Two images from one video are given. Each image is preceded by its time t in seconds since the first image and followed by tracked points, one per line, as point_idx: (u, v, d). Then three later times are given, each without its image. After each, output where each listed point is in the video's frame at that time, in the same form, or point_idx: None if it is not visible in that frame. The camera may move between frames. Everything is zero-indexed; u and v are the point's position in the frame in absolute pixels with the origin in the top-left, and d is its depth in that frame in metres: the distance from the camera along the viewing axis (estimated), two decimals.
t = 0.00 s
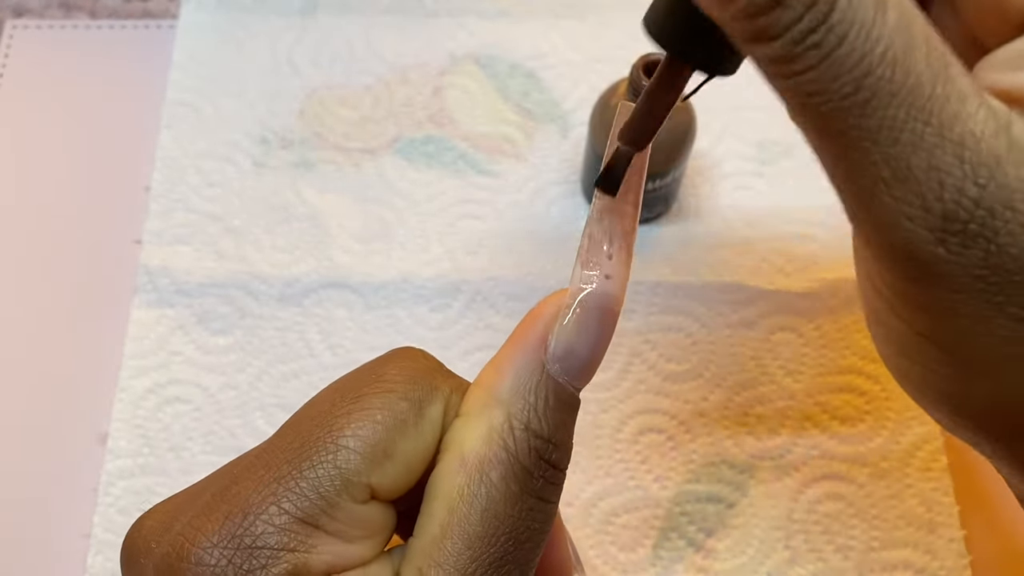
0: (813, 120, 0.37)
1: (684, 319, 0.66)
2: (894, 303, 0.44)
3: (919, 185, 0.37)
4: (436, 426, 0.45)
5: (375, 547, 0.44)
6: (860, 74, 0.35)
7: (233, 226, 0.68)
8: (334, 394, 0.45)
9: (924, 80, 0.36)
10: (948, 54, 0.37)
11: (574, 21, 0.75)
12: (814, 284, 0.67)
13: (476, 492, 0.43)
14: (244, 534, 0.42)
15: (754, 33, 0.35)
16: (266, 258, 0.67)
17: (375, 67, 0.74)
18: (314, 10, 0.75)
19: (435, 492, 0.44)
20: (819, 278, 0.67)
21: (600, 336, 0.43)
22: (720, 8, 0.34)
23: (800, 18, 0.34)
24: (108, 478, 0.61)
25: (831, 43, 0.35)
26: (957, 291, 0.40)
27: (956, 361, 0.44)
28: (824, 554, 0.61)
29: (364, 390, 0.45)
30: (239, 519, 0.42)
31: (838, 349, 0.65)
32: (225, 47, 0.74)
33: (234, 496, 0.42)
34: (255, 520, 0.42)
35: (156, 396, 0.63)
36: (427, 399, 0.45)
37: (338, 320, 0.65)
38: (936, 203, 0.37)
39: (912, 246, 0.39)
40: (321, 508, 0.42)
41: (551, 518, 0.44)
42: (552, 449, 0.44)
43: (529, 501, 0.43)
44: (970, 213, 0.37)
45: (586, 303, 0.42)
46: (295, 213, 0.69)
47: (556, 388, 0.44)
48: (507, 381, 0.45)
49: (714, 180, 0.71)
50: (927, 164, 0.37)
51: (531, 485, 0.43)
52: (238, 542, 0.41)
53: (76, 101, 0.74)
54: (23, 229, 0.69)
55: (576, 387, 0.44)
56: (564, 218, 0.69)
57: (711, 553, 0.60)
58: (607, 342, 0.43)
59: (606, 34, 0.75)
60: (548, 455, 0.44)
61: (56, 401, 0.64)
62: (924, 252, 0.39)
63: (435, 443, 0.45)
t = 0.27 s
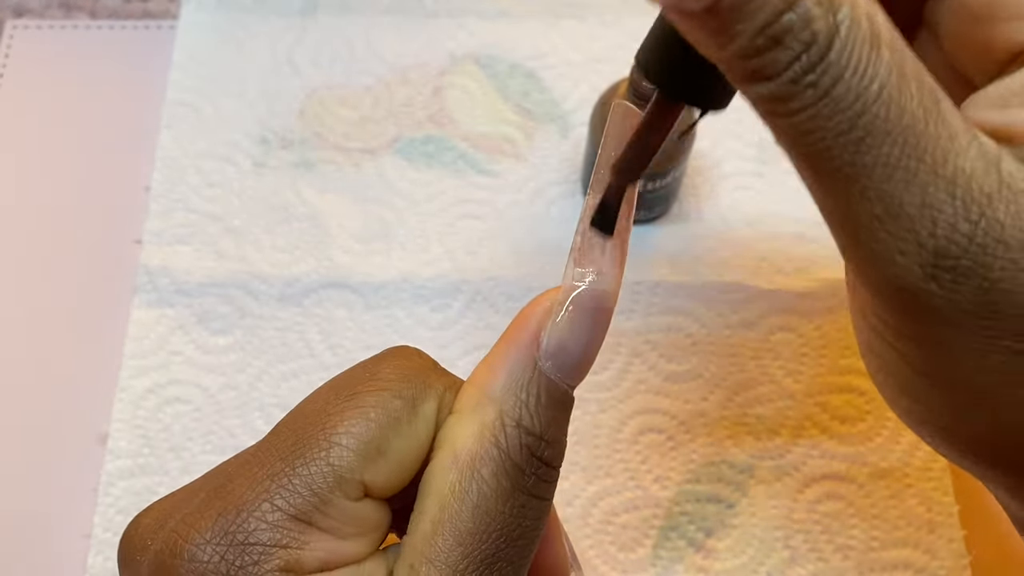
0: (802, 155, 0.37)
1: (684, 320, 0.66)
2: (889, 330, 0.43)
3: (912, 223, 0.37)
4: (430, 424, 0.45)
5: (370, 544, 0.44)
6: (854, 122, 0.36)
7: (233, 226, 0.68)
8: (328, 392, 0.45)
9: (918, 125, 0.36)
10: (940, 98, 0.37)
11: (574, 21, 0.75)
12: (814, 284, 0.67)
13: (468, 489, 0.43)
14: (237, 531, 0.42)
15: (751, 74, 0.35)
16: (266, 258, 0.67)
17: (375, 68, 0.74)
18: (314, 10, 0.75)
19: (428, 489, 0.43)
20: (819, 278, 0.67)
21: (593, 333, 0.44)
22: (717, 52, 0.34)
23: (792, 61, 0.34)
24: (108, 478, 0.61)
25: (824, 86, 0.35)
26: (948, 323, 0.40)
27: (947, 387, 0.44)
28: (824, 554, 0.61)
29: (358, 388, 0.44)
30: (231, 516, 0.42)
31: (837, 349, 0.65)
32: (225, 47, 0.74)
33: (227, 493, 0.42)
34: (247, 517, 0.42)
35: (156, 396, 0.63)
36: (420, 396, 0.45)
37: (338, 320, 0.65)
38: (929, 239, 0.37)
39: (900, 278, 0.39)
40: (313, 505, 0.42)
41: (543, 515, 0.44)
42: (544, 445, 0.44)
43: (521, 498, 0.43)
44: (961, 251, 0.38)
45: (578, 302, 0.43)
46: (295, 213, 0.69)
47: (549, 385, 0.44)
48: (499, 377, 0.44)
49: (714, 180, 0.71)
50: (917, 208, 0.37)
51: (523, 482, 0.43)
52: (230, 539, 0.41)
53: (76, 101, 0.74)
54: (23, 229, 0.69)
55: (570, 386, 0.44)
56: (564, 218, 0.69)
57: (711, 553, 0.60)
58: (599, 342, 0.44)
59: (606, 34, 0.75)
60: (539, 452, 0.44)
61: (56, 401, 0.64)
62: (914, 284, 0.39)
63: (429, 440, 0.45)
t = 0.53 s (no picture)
0: (822, 190, 0.35)
1: (685, 319, 0.66)
2: (901, 375, 0.41)
3: (939, 256, 0.35)
4: (417, 418, 0.45)
5: (358, 538, 0.44)
6: (880, 151, 0.34)
7: (233, 226, 0.68)
8: (317, 388, 0.45)
9: (944, 156, 0.34)
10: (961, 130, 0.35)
11: (573, 21, 0.75)
12: (814, 283, 0.67)
13: (448, 483, 0.42)
14: (224, 523, 0.42)
15: (770, 103, 0.33)
16: (266, 258, 0.67)
17: (375, 68, 0.74)
18: (314, 10, 0.75)
19: (411, 483, 0.43)
20: (818, 277, 0.67)
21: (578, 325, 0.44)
22: (734, 81, 0.33)
23: (819, 89, 0.33)
24: (108, 478, 0.61)
25: (851, 113, 0.33)
26: (978, 361, 0.38)
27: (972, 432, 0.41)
28: (824, 553, 0.61)
29: (347, 383, 0.45)
30: (219, 509, 0.42)
31: (837, 348, 0.65)
32: (225, 47, 0.74)
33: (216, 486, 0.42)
34: (234, 510, 0.42)
35: (156, 396, 0.63)
36: (407, 390, 0.45)
37: (338, 320, 0.65)
38: (962, 271, 0.35)
39: (929, 317, 0.36)
40: (300, 497, 0.42)
41: (527, 508, 0.43)
42: (526, 438, 0.43)
43: (502, 490, 0.42)
44: (994, 285, 0.35)
45: (561, 296, 0.43)
46: (295, 213, 0.69)
47: (531, 378, 0.43)
48: (483, 371, 0.44)
49: (714, 180, 0.71)
50: (944, 240, 0.34)
51: (504, 474, 0.42)
52: (217, 531, 0.41)
53: (76, 101, 0.74)
54: (23, 229, 0.69)
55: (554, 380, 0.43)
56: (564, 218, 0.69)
57: (711, 553, 0.60)
58: (585, 335, 0.44)
59: (606, 34, 0.75)
60: (521, 444, 0.43)
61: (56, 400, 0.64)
62: (947, 324, 0.36)
63: (416, 434, 0.45)
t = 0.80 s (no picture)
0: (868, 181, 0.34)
1: (685, 320, 0.66)
2: (933, 375, 0.40)
3: (989, 246, 0.34)
4: (403, 416, 0.44)
5: (344, 535, 0.43)
6: (941, 137, 0.32)
7: (233, 226, 0.68)
8: (304, 386, 0.45)
9: (997, 146, 0.33)
10: (1007, 122, 0.35)
11: (573, 21, 0.75)
12: (814, 283, 0.67)
13: (430, 480, 0.41)
14: (209, 519, 0.41)
15: (826, 84, 0.32)
16: (266, 258, 0.67)
17: (375, 68, 0.74)
18: (314, 10, 0.75)
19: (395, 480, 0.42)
20: (818, 277, 0.67)
21: (563, 320, 0.42)
22: (791, 62, 0.31)
23: (878, 72, 0.31)
24: (108, 477, 0.61)
25: (909, 97, 0.32)
26: (1014, 356, 0.37)
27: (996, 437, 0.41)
28: (823, 553, 0.61)
29: (333, 380, 0.45)
30: (204, 505, 0.41)
31: (836, 348, 0.65)
32: (225, 47, 0.74)
33: (201, 483, 0.42)
34: (219, 506, 0.41)
35: (156, 396, 0.63)
36: (394, 387, 0.45)
37: (338, 320, 0.65)
38: (1007, 263, 0.34)
39: (976, 314, 0.36)
40: (285, 493, 0.42)
41: (512, 505, 0.42)
42: (509, 434, 0.42)
43: (485, 485, 0.42)
44: None
45: (545, 291, 0.42)
46: (295, 213, 0.69)
47: (513, 373, 0.42)
48: (464, 368, 0.43)
49: (714, 180, 0.71)
50: (994, 228, 0.34)
51: (487, 470, 0.42)
52: (202, 527, 0.41)
53: (76, 101, 0.74)
54: (23, 229, 0.69)
55: (538, 374, 0.42)
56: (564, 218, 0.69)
57: (710, 553, 0.61)
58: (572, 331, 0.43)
59: (606, 34, 0.75)
60: (504, 440, 0.42)
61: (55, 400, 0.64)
62: (992, 317, 0.36)
63: (402, 432, 0.44)
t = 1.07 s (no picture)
0: (877, 153, 0.36)
1: (685, 320, 0.66)
2: (932, 351, 0.41)
3: (992, 228, 0.36)
4: (396, 415, 0.44)
5: (337, 535, 0.43)
6: (950, 114, 0.34)
7: (233, 226, 0.68)
8: (298, 384, 0.45)
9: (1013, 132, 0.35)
10: None
11: (574, 21, 0.75)
12: (814, 283, 0.67)
13: (421, 479, 0.41)
14: (202, 519, 0.41)
15: (847, 55, 0.34)
16: (266, 258, 0.67)
17: (375, 67, 0.74)
18: (314, 10, 0.75)
19: (387, 480, 0.42)
20: (818, 278, 0.67)
21: (554, 320, 0.42)
22: (818, 29, 0.34)
23: (900, 48, 0.33)
24: (108, 478, 0.61)
25: (926, 75, 0.34)
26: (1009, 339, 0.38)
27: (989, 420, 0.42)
28: (823, 553, 0.61)
29: (327, 379, 0.44)
30: (197, 504, 0.41)
31: (836, 348, 0.65)
32: (225, 47, 0.74)
33: (194, 483, 0.42)
34: (211, 506, 0.41)
35: (156, 396, 0.63)
36: (387, 386, 0.44)
37: (338, 320, 0.65)
38: (1009, 246, 0.36)
39: (975, 293, 0.37)
40: (278, 492, 0.42)
41: (505, 503, 0.42)
42: (501, 432, 0.42)
43: (477, 484, 0.42)
44: None
45: (537, 289, 0.42)
46: (295, 213, 0.69)
47: (504, 373, 0.42)
48: (456, 367, 0.43)
49: (714, 180, 0.71)
50: (998, 211, 0.35)
51: (479, 468, 0.42)
52: (195, 527, 0.41)
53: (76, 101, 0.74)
54: (23, 229, 0.69)
55: (531, 374, 0.42)
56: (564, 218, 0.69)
57: (710, 553, 0.61)
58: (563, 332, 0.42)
59: (606, 33, 0.75)
60: (495, 439, 0.42)
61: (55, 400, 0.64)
62: (989, 296, 0.37)
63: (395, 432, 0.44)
